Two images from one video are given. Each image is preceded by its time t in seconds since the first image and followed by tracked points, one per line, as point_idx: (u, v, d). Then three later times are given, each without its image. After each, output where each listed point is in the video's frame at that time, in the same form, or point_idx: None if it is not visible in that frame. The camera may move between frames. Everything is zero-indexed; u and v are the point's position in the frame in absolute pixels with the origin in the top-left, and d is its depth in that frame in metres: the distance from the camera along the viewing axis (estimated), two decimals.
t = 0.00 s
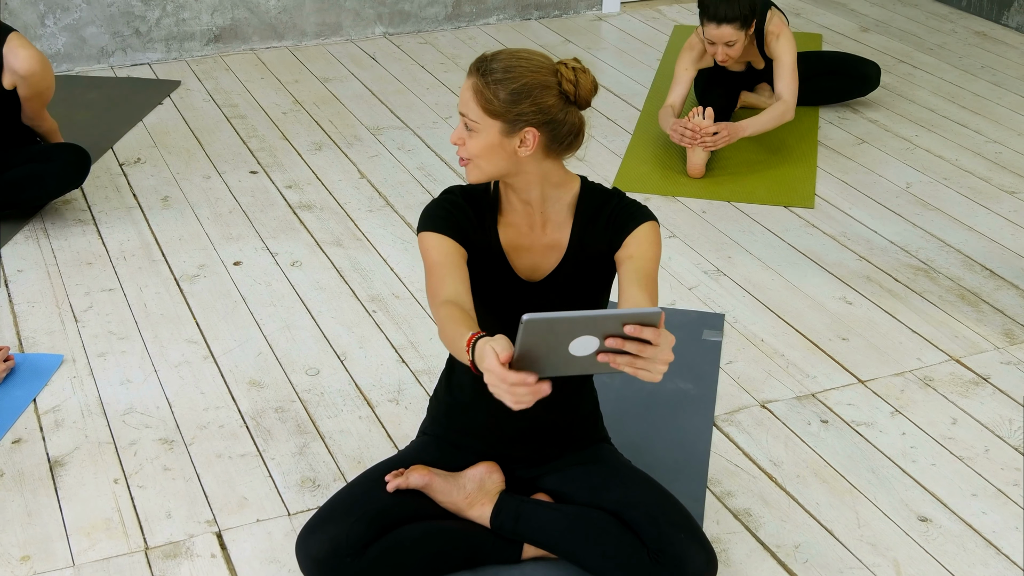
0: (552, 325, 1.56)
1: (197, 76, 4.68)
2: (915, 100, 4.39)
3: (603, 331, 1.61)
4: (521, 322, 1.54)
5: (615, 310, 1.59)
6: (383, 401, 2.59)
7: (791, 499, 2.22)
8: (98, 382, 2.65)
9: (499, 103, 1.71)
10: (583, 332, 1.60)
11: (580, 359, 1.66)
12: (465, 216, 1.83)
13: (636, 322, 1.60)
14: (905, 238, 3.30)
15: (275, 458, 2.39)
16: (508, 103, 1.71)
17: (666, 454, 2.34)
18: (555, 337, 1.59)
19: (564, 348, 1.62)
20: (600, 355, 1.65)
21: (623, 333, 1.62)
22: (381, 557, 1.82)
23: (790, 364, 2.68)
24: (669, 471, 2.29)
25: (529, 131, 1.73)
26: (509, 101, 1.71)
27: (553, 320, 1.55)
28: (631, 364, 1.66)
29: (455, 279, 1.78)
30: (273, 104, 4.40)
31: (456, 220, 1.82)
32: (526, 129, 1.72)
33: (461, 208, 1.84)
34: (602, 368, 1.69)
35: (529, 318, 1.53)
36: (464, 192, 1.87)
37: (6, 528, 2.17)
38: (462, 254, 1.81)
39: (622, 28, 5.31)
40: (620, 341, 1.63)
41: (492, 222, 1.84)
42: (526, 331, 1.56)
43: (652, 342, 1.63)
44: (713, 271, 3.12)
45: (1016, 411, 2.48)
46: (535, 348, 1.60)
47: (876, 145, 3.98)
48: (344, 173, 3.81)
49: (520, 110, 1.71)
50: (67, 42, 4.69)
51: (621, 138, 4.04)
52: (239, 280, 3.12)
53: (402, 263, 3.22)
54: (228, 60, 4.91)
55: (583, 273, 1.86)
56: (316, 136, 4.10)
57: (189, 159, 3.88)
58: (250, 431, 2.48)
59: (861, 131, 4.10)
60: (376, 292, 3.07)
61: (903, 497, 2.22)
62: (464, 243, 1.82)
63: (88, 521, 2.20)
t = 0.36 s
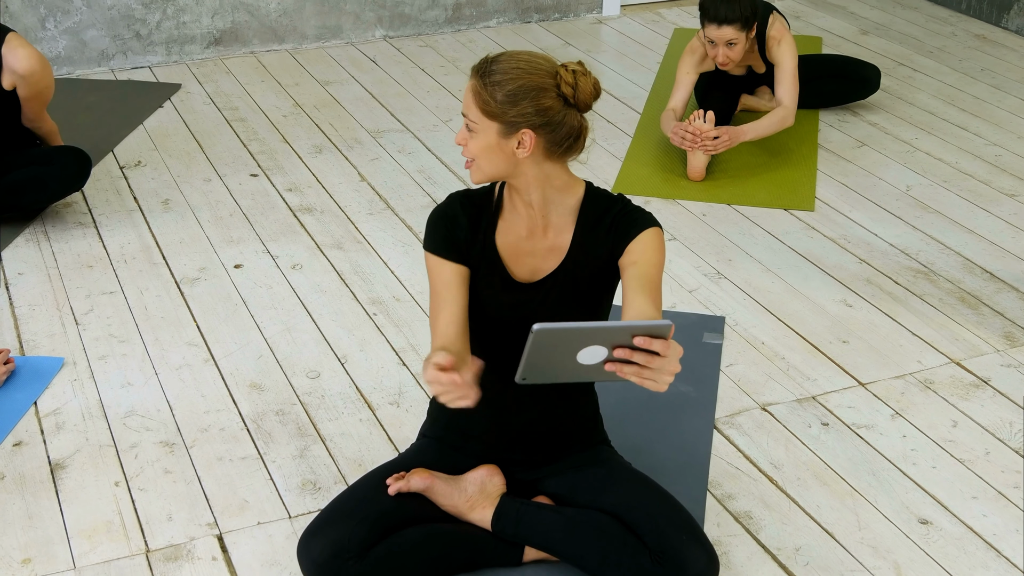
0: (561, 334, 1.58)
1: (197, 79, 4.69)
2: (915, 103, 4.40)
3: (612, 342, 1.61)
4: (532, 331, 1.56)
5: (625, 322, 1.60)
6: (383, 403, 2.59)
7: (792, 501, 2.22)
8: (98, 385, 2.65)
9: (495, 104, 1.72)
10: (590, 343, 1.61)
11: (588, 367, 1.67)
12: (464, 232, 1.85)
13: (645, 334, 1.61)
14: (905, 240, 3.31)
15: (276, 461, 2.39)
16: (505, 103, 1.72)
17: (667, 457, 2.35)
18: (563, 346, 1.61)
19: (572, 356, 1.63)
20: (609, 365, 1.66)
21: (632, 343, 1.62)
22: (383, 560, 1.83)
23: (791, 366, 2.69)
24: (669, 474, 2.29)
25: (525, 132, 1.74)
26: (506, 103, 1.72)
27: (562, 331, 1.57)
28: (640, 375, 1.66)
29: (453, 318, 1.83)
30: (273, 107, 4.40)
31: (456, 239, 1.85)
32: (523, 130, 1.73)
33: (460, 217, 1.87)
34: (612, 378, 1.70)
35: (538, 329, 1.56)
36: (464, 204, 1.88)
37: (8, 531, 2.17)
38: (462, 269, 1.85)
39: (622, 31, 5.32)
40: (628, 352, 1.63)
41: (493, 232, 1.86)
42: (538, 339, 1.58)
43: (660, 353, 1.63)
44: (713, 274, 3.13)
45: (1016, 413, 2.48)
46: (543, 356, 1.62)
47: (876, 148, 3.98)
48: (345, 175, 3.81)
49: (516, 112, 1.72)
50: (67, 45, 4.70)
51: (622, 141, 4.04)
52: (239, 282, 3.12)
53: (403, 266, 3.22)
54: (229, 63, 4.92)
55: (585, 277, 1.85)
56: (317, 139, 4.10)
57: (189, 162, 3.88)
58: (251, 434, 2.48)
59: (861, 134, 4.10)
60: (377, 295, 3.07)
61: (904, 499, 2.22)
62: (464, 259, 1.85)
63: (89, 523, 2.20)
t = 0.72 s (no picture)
0: (564, 354, 1.56)
1: (197, 83, 4.69)
2: (915, 106, 4.40)
3: (615, 353, 1.61)
4: (532, 357, 1.55)
5: (626, 331, 1.59)
6: (384, 407, 2.59)
7: (793, 505, 2.22)
8: (99, 389, 2.65)
9: (501, 104, 1.73)
10: (593, 358, 1.60)
11: (592, 382, 1.67)
12: (463, 237, 1.87)
13: (646, 341, 1.62)
14: (905, 244, 3.31)
15: (276, 464, 2.39)
16: (510, 103, 1.73)
17: (667, 460, 2.35)
18: (566, 366, 1.60)
19: (576, 373, 1.63)
20: (612, 376, 1.66)
21: (633, 352, 1.63)
22: (383, 560, 1.83)
23: (791, 369, 2.69)
24: (670, 477, 2.29)
25: (530, 132, 1.75)
26: (511, 102, 1.73)
27: (563, 351, 1.56)
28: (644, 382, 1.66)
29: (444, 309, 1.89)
30: (273, 110, 4.41)
31: (452, 245, 1.87)
32: (527, 130, 1.74)
33: (459, 221, 1.88)
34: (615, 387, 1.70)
35: (537, 353, 1.54)
36: (464, 209, 1.89)
37: (9, 534, 2.17)
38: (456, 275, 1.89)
39: (622, 35, 5.33)
40: (631, 361, 1.63)
41: (491, 235, 1.87)
42: (540, 364, 1.56)
43: (662, 357, 1.64)
44: (714, 277, 3.13)
45: (1016, 416, 2.48)
46: (546, 381, 1.61)
47: (875, 151, 3.99)
48: (345, 179, 3.81)
49: (521, 112, 1.73)
50: (67, 48, 4.71)
51: (622, 145, 4.05)
52: (239, 286, 3.12)
53: (403, 269, 3.22)
54: (229, 66, 4.92)
55: (584, 276, 1.83)
56: (317, 142, 4.10)
57: (190, 166, 3.88)
58: (251, 438, 2.48)
59: (860, 137, 4.11)
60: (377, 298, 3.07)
61: (905, 502, 2.22)
62: (461, 263, 1.88)
63: (89, 527, 2.20)
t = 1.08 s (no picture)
0: (569, 348, 1.54)
1: (198, 85, 4.70)
2: (915, 108, 4.41)
3: (615, 344, 1.59)
4: (538, 353, 1.53)
5: (626, 322, 1.57)
6: (384, 409, 2.59)
7: (793, 507, 2.22)
8: (99, 391, 2.65)
9: (544, 93, 1.73)
10: (593, 352, 1.58)
11: (592, 375, 1.65)
12: (453, 233, 1.88)
13: (646, 331, 1.59)
14: (905, 246, 3.31)
15: (277, 467, 2.39)
16: (549, 90, 1.74)
17: (668, 462, 2.35)
18: (567, 361, 1.58)
19: (577, 367, 1.60)
20: (612, 368, 1.64)
21: (633, 343, 1.60)
22: (384, 561, 1.82)
23: (791, 372, 2.69)
24: (670, 479, 2.29)
25: (564, 112, 1.78)
26: (549, 89, 1.74)
27: (569, 345, 1.53)
28: (643, 372, 1.64)
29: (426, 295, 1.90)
30: (273, 113, 4.41)
31: (444, 240, 1.89)
32: (563, 110, 1.78)
33: (452, 215, 1.90)
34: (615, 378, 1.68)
35: (541, 351, 1.52)
36: (458, 205, 1.90)
37: (9, 537, 2.17)
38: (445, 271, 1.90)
39: (622, 37, 5.33)
40: (631, 352, 1.61)
41: (482, 229, 1.87)
42: (544, 359, 1.54)
43: (661, 346, 1.61)
44: (714, 279, 3.13)
45: (1017, 419, 2.48)
46: (547, 377, 1.60)
47: (875, 153, 3.99)
48: (345, 181, 3.81)
49: (557, 95, 1.75)
50: (68, 51, 4.72)
51: (622, 147, 4.05)
52: (240, 289, 3.12)
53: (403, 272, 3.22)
54: (229, 69, 4.93)
55: (574, 270, 1.80)
56: (317, 145, 4.11)
57: (190, 168, 3.88)
58: (251, 440, 2.48)
59: (860, 139, 4.11)
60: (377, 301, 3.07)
61: (905, 504, 2.22)
62: (452, 259, 1.89)
63: (89, 529, 2.20)
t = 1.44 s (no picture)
0: (580, 321, 1.49)
1: (198, 88, 4.70)
2: (915, 111, 4.41)
3: (622, 313, 1.55)
4: (550, 328, 1.47)
5: (630, 288, 1.53)
6: (385, 413, 2.59)
7: (795, 511, 2.22)
8: (99, 395, 2.65)
9: (506, 90, 1.74)
10: (603, 322, 1.54)
11: (601, 348, 1.61)
12: (445, 241, 1.91)
13: (651, 295, 1.55)
14: (906, 249, 3.31)
15: (278, 470, 2.39)
16: (511, 87, 1.75)
17: (669, 465, 2.35)
18: (578, 335, 1.53)
19: (587, 340, 1.56)
20: (620, 339, 1.60)
21: (640, 309, 1.56)
22: (386, 562, 1.82)
23: (792, 375, 2.69)
24: (671, 482, 2.30)
25: (535, 107, 1.78)
26: (511, 86, 1.75)
27: (579, 318, 1.48)
28: (650, 338, 1.60)
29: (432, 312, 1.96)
30: (274, 116, 4.41)
31: (436, 248, 1.91)
32: (532, 105, 1.78)
33: (442, 222, 1.91)
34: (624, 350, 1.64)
35: (554, 326, 1.47)
36: (447, 212, 1.92)
37: (9, 540, 2.17)
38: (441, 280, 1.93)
39: (622, 40, 5.33)
40: (638, 319, 1.57)
41: (473, 233, 1.88)
42: (556, 335, 1.49)
43: (666, 309, 1.57)
44: (714, 282, 3.13)
45: (1017, 422, 2.48)
46: (559, 355, 1.55)
47: (875, 156, 3.99)
48: (345, 185, 3.82)
49: (523, 90, 1.77)
50: (68, 54, 4.73)
51: (623, 150, 4.05)
52: (240, 292, 3.12)
53: (404, 275, 3.22)
54: (229, 72, 4.93)
55: (567, 268, 1.79)
56: (317, 148, 4.11)
57: (191, 172, 3.88)
58: (252, 443, 2.48)
59: (861, 142, 4.12)
60: (378, 304, 3.07)
61: (906, 508, 2.22)
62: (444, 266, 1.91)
63: (90, 533, 2.20)
